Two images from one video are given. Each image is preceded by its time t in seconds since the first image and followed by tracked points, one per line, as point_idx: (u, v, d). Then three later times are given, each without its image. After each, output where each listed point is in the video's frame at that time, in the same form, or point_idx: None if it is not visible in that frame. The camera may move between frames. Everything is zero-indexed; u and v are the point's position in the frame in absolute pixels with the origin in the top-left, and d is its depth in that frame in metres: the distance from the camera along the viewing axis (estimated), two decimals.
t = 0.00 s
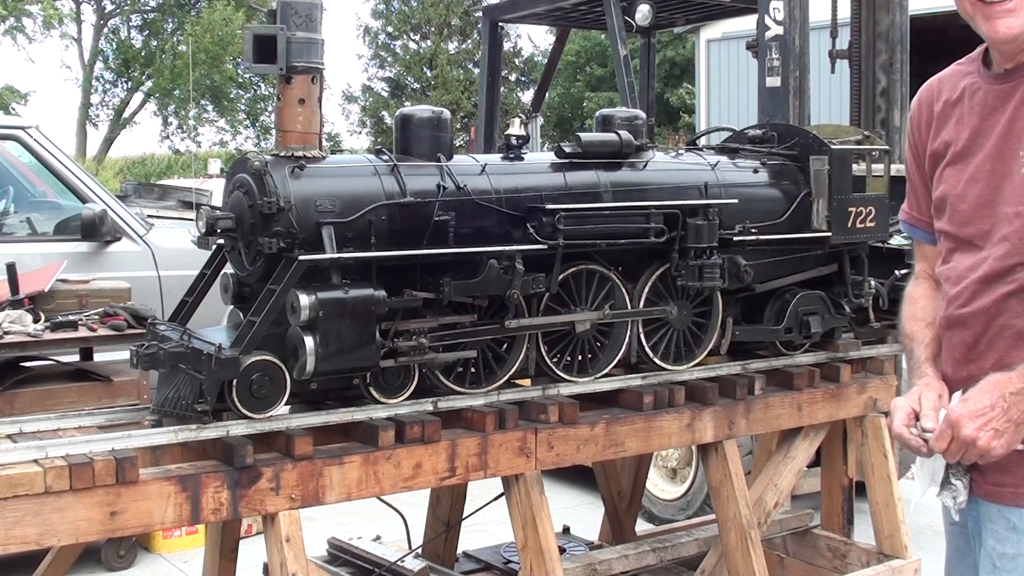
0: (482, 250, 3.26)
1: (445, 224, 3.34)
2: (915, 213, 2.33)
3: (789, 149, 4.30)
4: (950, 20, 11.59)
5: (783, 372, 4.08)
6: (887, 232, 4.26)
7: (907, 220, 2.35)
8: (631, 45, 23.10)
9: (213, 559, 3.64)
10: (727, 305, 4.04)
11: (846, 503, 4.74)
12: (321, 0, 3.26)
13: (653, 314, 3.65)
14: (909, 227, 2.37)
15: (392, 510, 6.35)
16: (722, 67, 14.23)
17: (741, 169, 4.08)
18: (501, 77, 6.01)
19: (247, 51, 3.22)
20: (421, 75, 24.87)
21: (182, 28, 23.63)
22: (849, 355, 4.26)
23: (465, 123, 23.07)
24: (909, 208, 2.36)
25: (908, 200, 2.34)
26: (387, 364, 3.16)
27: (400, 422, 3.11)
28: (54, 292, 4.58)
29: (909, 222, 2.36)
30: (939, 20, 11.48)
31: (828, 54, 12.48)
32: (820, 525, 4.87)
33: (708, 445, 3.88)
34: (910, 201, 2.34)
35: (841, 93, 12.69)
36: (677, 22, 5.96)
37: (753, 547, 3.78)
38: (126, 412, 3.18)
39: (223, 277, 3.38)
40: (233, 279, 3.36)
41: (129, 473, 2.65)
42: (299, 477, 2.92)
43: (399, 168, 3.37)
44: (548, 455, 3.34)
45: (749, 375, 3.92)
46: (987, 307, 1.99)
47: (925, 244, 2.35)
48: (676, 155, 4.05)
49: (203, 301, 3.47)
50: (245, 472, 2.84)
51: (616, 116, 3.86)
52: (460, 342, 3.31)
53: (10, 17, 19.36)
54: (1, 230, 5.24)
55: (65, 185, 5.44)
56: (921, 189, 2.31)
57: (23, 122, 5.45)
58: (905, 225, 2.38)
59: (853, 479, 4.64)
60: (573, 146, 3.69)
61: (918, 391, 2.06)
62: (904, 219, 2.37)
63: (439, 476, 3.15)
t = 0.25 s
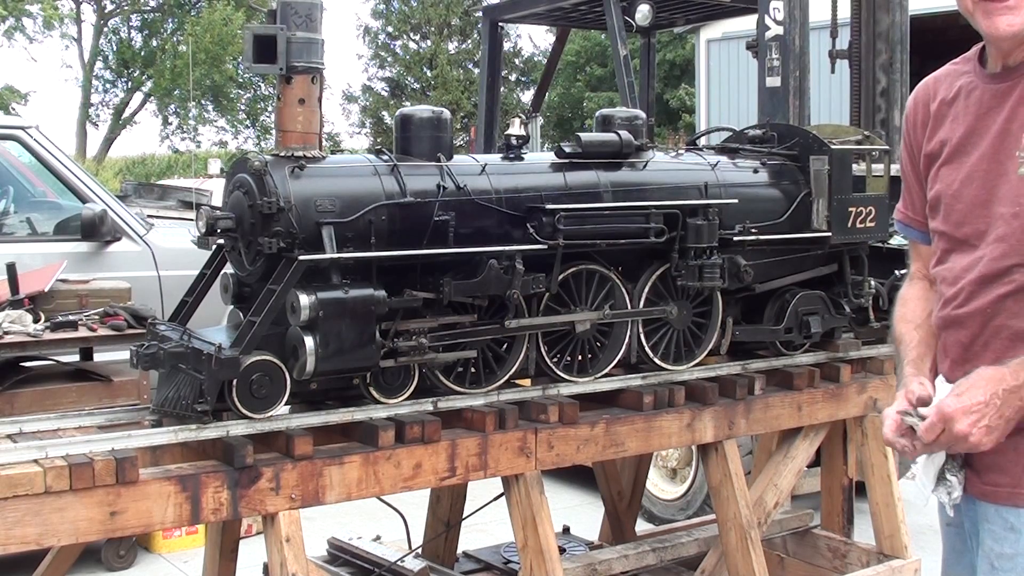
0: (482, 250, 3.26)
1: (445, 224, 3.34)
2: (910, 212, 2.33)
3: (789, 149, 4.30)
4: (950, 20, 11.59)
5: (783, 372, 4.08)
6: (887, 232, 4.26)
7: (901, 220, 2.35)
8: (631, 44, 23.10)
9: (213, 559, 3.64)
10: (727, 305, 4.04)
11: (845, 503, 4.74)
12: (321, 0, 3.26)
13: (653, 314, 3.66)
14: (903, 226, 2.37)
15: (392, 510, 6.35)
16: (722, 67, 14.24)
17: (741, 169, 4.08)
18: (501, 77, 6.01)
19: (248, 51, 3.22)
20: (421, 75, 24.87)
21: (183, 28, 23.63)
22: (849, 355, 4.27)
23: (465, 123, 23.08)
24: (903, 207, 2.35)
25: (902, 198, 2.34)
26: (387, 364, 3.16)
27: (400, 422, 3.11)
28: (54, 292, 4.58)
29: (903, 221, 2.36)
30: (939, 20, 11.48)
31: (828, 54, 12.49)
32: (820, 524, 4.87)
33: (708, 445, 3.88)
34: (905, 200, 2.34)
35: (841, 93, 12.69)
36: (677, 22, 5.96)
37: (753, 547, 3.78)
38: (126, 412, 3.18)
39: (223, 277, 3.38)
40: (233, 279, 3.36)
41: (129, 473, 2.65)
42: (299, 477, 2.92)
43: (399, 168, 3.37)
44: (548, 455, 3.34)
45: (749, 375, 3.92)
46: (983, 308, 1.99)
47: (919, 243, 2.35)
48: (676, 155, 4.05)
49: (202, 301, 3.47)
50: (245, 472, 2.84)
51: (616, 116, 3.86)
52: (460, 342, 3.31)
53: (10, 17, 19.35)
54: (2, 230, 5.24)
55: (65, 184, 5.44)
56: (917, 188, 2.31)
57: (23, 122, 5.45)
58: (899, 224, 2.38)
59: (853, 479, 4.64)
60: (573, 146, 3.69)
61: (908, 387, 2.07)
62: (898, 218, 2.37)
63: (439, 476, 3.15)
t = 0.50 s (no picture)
0: (482, 250, 3.26)
1: (445, 224, 3.34)
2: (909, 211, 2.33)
3: (789, 149, 4.30)
4: (950, 20, 11.60)
5: (783, 372, 4.08)
6: (887, 232, 4.26)
7: (899, 219, 2.35)
8: (631, 45, 23.10)
9: (213, 559, 3.64)
10: (727, 305, 4.05)
11: (846, 503, 4.74)
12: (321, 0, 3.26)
13: (653, 314, 3.66)
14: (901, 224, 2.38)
15: (392, 510, 6.35)
16: (722, 67, 14.25)
17: (741, 169, 4.08)
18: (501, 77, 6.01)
19: (247, 51, 3.22)
20: (421, 75, 24.88)
21: (183, 28, 23.63)
22: (849, 355, 4.28)
23: (465, 122, 23.08)
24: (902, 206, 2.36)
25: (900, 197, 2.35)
26: (387, 364, 3.16)
27: (400, 422, 3.11)
28: (54, 292, 4.58)
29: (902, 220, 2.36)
30: (939, 20, 11.49)
31: (828, 54, 12.49)
32: (820, 524, 4.87)
33: (708, 445, 3.88)
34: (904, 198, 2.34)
35: (841, 93, 12.69)
36: (677, 22, 5.96)
37: (753, 547, 3.78)
38: (126, 412, 3.18)
39: (223, 277, 3.38)
40: (233, 279, 3.36)
41: (129, 473, 2.65)
42: (299, 477, 2.92)
43: (399, 168, 3.37)
44: (548, 455, 3.34)
45: (749, 375, 3.92)
46: (980, 309, 1.99)
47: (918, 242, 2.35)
48: (676, 155, 4.05)
49: (202, 301, 3.47)
50: (245, 472, 2.84)
51: (616, 116, 3.86)
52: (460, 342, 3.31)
53: (10, 17, 19.35)
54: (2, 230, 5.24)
55: (65, 184, 5.44)
56: (917, 189, 2.31)
57: (23, 122, 5.45)
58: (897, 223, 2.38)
59: (853, 479, 4.64)
60: (573, 146, 3.69)
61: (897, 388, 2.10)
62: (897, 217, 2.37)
63: (439, 476, 3.15)
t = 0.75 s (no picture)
0: (482, 250, 3.26)
1: (445, 224, 3.34)
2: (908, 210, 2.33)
3: (789, 149, 4.30)
4: (950, 20, 11.60)
5: (783, 372, 4.08)
6: (887, 232, 4.26)
7: (898, 216, 2.36)
8: (631, 44, 23.11)
9: (213, 559, 3.64)
10: (727, 305, 4.05)
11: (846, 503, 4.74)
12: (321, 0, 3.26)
13: (653, 314, 3.66)
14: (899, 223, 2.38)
15: (392, 510, 6.35)
16: (722, 67, 14.25)
17: (741, 169, 4.08)
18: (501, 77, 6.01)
19: (248, 51, 3.22)
20: (421, 75, 24.88)
21: (183, 28, 23.64)
22: (849, 355, 4.28)
23: (465, 122, 23.08)
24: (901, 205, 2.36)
25: (899, 195, 2.35)
26: (387, 364, 3.16)
27: (400, 422, 3.11)
28: (54, 292, 4.58)
29: (901, 219, 2.36)
30: (939, 20, 11.49)
31: (828, 54, 12.50)
32: (820, 524, 4.87)
33: (708, 445, 3.88)
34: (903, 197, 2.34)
35: (841, 93, 12.69)
36: (677, 22, 5.96)
37: (753, 547, 3.78)
38: (126, 412, 3.18)
39: (223, 277, 3.38)
40: (233, 279, 3.36)
41: (129, 473, 2.65)
42: (299, 477, 2.92)
43: (399, 168, 3.37)
44: (548, 455, 3.34)
45: (749, 375, 3.92)
46: (978, 309, 1.99)
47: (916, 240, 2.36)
48: (676, 155, 4.05)
49: (202, 301, 3.47)
50: (245, 472, 2.84)
51: (616, 116, 3.86)
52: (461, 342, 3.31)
53: (10, 17, 19.36)
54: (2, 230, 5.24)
55: (65, 184, 5.44)
56: (915, 188, 2.31)
57: (23, 122, 5.45)
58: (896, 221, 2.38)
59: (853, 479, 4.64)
60: (573, 146, 3.69)
61: (883, 390, 2.11)
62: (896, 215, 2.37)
63: (438, 476, 3.15)
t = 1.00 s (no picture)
0: (482, 250, 3.26)
1: (445, 224, 3.34)
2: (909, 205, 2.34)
3: (789, 149, 4.30)
4: (951, 20, 11.60)
5: (783, 372, 4.08)
6: (887, 232, 4.26)
7: (894, 208, 2.36)
8: (631, 44, 23.12)
9: (213, 559, 3.64)
10: (727, 305, 4.04)
11: (845, 503, 4.74)
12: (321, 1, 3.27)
13: (653, 314, 3.66)
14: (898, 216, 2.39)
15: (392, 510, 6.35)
16: (722, 67, 14.24)
17: (741, 169, 4.08)
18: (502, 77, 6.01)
19: (248, 51, 3.22)
20: (421, 75, 24.88)
21: (183, 28, 23.64)
22: (849, 355, 4.28)
23: (465, 122, 23.08)
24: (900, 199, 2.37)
25: (897, 189, 2.36)
26: (387, 364, 3.16)
27: (400, 422, 3.11)
28: (54, 292, 4.58)
29: (897, 211, 2.38)
30: (939, 20, 11.49)
31: (828, 54, 12.50)
32: (820, 525, 4.87)
33: (708, 445, 3.88)
34: (903, 192, 2.35)
35: (841, 93, 12.69)
36: (677, 22, 5.96)
37: (753, 547, 3.78)
38: (126, 412, 3.18)
39: (223, 277, 3.38)
40: (233, 279, 3.36)
41: (129, 473, 2.65)
42: (299, 477, 2.92)
43: (399, 168, 3.37)
44: (548, 455, 3.34)
45: (749, 375, 3.92)
46: (978, 310, 1.99)
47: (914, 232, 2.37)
48: (676, 155, 4.05)
49: (202, 301, 3.47)
50: (245, 472, 2.84)
51: (616, 116, 3.86)
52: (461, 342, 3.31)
53: (10, 17, 19.37)
54: (2, 230, 5.24)
55: (65, 184, 5.44)
56: (915, 184, 2.32)
57: (24, 122, 5.45)
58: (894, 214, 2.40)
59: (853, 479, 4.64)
60: (573, 146, 3.69)
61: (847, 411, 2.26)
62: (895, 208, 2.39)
63: (438, 476, 3.15)
